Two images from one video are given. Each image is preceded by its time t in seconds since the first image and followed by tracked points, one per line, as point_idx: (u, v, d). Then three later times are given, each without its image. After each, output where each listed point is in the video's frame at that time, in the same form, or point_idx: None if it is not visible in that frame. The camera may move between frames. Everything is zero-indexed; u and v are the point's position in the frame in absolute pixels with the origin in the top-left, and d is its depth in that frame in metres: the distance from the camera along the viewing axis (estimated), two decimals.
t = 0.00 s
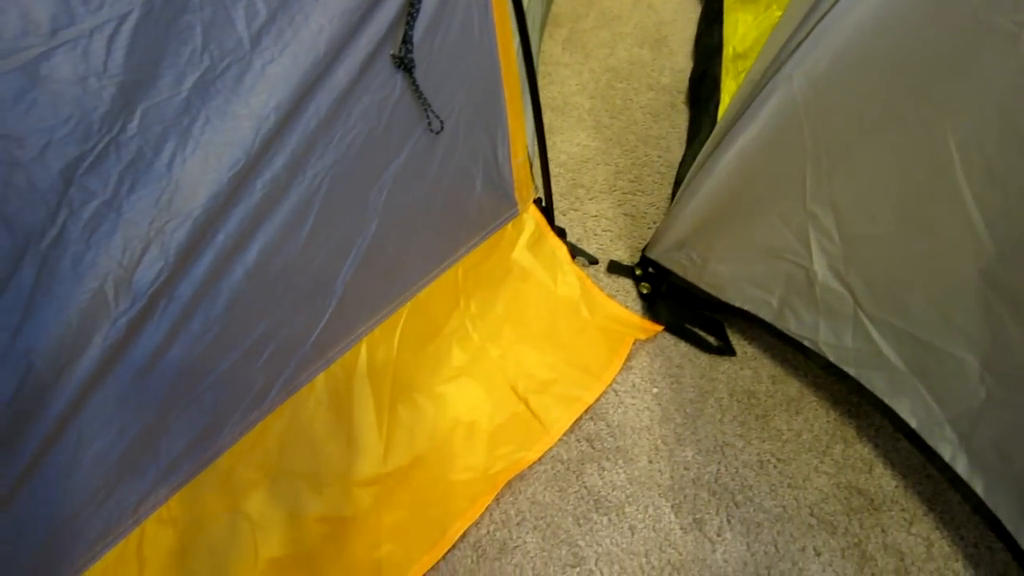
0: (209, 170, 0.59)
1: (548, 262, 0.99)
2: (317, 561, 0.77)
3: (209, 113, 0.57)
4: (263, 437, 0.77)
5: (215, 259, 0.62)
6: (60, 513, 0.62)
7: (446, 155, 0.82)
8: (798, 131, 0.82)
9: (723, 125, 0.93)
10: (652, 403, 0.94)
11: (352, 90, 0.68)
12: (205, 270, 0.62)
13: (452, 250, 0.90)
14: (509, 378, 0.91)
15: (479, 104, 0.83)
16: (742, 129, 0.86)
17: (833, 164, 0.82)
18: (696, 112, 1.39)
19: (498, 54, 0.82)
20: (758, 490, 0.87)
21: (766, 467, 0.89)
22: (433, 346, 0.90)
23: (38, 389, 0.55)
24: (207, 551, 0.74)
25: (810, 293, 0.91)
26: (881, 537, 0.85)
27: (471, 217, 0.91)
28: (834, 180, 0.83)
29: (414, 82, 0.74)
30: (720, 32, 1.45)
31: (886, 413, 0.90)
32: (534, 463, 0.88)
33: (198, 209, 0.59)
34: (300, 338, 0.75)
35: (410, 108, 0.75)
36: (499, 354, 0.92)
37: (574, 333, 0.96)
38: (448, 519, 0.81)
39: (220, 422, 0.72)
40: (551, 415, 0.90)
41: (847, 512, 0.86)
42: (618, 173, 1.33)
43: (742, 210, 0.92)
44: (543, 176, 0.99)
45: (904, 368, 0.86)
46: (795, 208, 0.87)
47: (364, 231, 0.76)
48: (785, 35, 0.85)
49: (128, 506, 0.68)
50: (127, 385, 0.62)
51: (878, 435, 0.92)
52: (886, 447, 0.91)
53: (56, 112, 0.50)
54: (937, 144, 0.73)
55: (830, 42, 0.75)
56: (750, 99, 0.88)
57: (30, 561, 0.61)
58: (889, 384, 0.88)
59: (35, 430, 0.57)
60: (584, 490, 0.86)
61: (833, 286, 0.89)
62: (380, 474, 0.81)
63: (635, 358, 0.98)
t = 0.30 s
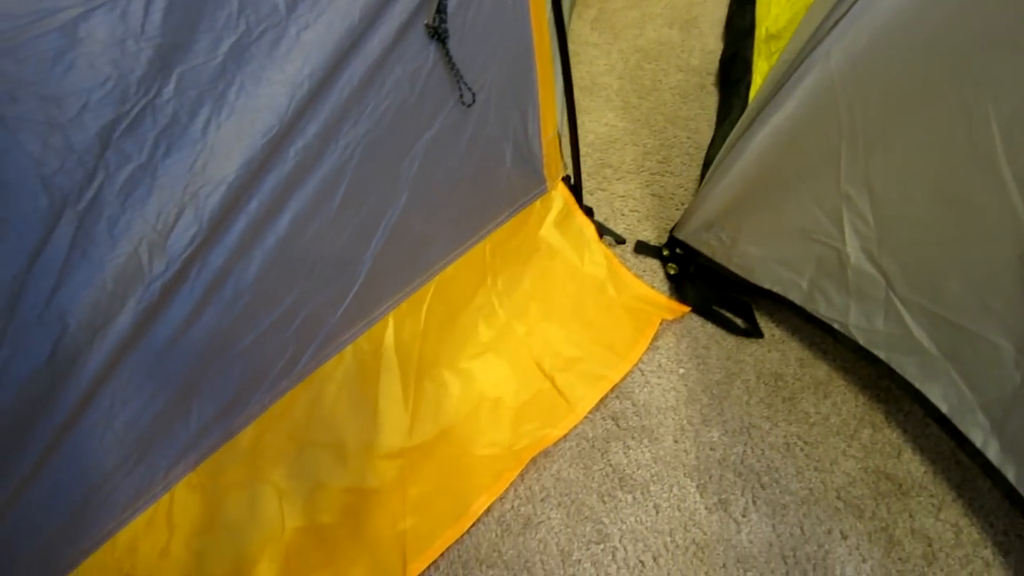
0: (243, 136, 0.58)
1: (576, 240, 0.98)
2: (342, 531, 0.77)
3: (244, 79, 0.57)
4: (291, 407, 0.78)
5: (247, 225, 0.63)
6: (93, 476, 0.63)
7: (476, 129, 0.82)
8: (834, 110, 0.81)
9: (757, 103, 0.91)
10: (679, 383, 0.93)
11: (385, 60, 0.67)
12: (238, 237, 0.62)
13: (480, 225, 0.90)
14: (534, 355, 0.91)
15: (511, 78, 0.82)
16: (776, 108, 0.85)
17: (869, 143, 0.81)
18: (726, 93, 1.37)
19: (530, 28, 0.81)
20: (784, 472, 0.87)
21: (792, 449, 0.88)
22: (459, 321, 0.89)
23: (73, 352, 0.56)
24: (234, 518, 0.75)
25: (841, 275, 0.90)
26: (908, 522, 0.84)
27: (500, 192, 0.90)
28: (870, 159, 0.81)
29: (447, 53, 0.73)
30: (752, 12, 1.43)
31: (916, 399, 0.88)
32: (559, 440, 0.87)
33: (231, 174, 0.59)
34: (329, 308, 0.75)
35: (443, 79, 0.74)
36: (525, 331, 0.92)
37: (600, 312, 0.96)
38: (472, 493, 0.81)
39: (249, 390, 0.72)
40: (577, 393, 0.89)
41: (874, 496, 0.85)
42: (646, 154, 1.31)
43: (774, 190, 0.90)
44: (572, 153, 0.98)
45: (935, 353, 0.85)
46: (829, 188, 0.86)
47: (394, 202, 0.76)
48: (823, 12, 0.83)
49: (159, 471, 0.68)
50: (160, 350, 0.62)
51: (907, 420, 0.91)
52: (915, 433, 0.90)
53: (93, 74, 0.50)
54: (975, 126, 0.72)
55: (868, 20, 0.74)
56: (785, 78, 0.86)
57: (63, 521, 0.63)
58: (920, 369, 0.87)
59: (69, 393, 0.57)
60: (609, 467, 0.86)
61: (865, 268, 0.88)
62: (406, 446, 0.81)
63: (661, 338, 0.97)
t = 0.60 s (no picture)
0: (278, 106, 0.58)
1: (605, 218, 0.97)
2: (370, 503, 0.77)
3: (279, 48, 0.57)
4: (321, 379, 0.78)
5: (281, 196, 0.62)
6: (127, 444, 0.64)
7: (506, 104, 0.81)
8: (871, 87, 0.79)
9: (791, 79, 0.90)
10: (707, 362, 0.93)
11: (419, 32, 0.67)
12: (272, 208, 0.62)
13: (508, 202, 0.89)
14: (562, 333, 0.90)
15: (543, 52, 0.81)
16: (812, 85, 0.83)
17: (908, 121, 0.79)
18: (756, 72, 1.35)
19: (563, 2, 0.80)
20: (813, 454, 0.86)
21: (822, 431, 0.88)
22: (487, 298, 0.89)
23: (109, 320, 0.56)
24: (263, 489, 0.75)
25: (875, 256, 0.88)
26: (940, 506, 0.83)
27: (529, 170, 0.89)
28: (908, 138, 0.80)
29: (480, 25, 0.72)
30: None
31: (950, 382, 0.87)
32: (587, 418, 0.87)
33: (265, 144, 0.59)
34: (360, 281, 0.76)
35: (475, 52, 0.74)
36: (553, 309, 0.91)
37: (628, 290, 0.95)
38: (500, 468, 0.81)
39: (280, 362, 0.73)
40: (605, 371, 0.89)
41: (905, 479, 0.84)
42: (675, 133, 1.30)
43: (808, 168, 0.89)
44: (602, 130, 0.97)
45: (971, 336, 0.84)
46: (865, 166, 0.85)
47: (425, 176, 0.76)
48: None
49: (192, 441, 0.69)
50: (195, 320, 0.62)
51: (939, 404, 0.90)
52: (948, 417, 0.89)
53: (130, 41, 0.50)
54: (1022, 104, 0.69)
55: None
56: (819, 54, 0.85)
57: (97, 487, 0.63)
58: (955, 352, 0.85)
59: (105, 361, 0.57)
60: (637, 446, 0.86)
61: (901, 249, 0.86)
62: (433, 421, 0.82)
63: (690, 317, 0.96)
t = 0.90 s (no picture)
0: (337, 74, 0.58)
1: (649, 195, 0.97)
2: (413, 471, 0.78)
3: (340, 17, 0.57)
4: (367, 349, 0.79)
5: (337, 164, 0.63)
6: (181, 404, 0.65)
7: (557, 79, 0.80)
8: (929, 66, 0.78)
9: (844, 58, 0.88)
10: (750, 344, 0.92)
11: (475, 2, 0.66)
12: (328, 176, 0.63)
13: (554, 177, 0.89)
14: (605, 310, 0.90)
15: (595, 28, 0.80)
16: (867, 64, 0.82)
17: (966, 102, 0.77)
18: (800, 52, 1.32)
19: None
20: (857, 439, 0.85)
21: (866, 416, 0.87)
22: (531, 273, 0.89)
23: (170, 281, 0.57)
24: (309, 455, 0.76)
25: (926, 240, 0.87)
26: (985, 495, 0.82)
27: (575, 146, 0.89)
28: (966, 119, 0.78)
29: None
30: None
31: (998, 371, 0.86)
32: (628, 395, 0.87)
33: (325, 112, 0.59)
34: (408, 252, 0.76)
35: (529, 26, 0.73)
36: (595, 286, 0.91)
37: (671, 269, 0.94)
38: (542, 442, 0.82)
39: (329, 330, 0.74)
40: (647, 349, 0.89)
41: (949, 467, 0.84)
42: (718, 113, 1.28)
43: (860, 148, 0.88)
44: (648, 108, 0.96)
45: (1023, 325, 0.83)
46: (918, 148, 0.83)
47: (476, 149, 0.76)
48: None
49: (245, 404, 0.72)
50: (251, 284, 0.63)
51: (986, 393, 0.89)
52: (995, 406, 0.88)
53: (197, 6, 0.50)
54: None
55: None
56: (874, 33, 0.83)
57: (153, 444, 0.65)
58: (1004, 341, 0.84)
59: (164, 321, 0.59)
60: (679, 424, 0.86)
61: (952, 235, 0.85)
62: (476, 394, 0.82)
63: (732, 299, 0.96)
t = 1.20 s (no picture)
0: (394, 43, 0.58)
1: (696, 175, 0.96)
2: (457, 444, 0.78)
3: None
4: (415, 322, 0.80)
5: (391, 134, 0.63)
6: (234, 369, 0.66)
7: (608, 54, 0.79)
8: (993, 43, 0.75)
9: (902, 35, 0.86)
10: (796, 327, 0.91)
11: None
12: (381, 146, 0.63)
13: (602, 155, 0.88)
14: (650, 289, 0.89)
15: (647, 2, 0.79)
16: (929, 41, 0.80)
17: None
18: (851, 31, 1.29)
19: None
20: (905, 425, 0.84)
21: (915, 402, 0.86)
22: (577, 251, 0.89)
23: (227, 246, 0.58)
24: (355, 424, 0.77)
25: (982, 224, 0.85)
26: None
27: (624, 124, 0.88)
28: None
29: None
30: None
31: None
32: (673, 374, 0.86)
33: (381, 80, 0.59)
34: (457, 225, 0.76)
35: None
36: (640, 265, 0.90)
37: (717, 249, 0.93)
38: (586, 418, 0.82)
39: (377, 302, 0.74)
40: (692, 329, 0.88)
41: (1000, 455, 0.82)
42: (766, 94, 1.26)
43: (916, 129, 0.86)
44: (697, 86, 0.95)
45: None
46: (978, 128, 0.81)
47: (526, 123, 0.75)
48: None
49: (295, 371, 0.72)
50: (305, 252, 0.64)
51: None
52: None
53: None
54: None
55: None
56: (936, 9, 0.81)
57: (206, 408, 0.66)
58: None
59: (220, 286, 0.59)
60: (723, 405, 0.85)
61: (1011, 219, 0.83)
62: (520, 369, 0.82)
63: (779, 281, 0.94)
